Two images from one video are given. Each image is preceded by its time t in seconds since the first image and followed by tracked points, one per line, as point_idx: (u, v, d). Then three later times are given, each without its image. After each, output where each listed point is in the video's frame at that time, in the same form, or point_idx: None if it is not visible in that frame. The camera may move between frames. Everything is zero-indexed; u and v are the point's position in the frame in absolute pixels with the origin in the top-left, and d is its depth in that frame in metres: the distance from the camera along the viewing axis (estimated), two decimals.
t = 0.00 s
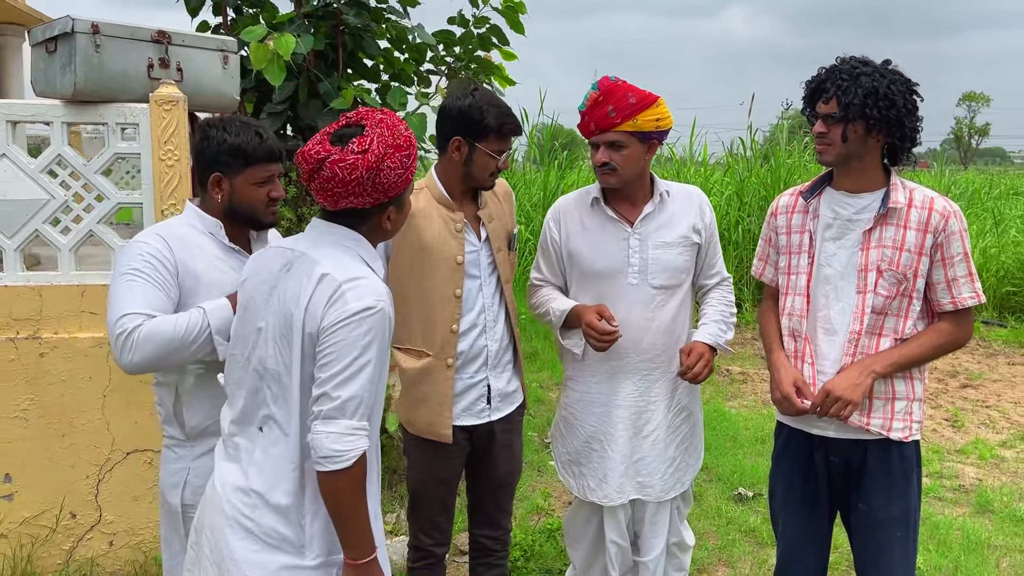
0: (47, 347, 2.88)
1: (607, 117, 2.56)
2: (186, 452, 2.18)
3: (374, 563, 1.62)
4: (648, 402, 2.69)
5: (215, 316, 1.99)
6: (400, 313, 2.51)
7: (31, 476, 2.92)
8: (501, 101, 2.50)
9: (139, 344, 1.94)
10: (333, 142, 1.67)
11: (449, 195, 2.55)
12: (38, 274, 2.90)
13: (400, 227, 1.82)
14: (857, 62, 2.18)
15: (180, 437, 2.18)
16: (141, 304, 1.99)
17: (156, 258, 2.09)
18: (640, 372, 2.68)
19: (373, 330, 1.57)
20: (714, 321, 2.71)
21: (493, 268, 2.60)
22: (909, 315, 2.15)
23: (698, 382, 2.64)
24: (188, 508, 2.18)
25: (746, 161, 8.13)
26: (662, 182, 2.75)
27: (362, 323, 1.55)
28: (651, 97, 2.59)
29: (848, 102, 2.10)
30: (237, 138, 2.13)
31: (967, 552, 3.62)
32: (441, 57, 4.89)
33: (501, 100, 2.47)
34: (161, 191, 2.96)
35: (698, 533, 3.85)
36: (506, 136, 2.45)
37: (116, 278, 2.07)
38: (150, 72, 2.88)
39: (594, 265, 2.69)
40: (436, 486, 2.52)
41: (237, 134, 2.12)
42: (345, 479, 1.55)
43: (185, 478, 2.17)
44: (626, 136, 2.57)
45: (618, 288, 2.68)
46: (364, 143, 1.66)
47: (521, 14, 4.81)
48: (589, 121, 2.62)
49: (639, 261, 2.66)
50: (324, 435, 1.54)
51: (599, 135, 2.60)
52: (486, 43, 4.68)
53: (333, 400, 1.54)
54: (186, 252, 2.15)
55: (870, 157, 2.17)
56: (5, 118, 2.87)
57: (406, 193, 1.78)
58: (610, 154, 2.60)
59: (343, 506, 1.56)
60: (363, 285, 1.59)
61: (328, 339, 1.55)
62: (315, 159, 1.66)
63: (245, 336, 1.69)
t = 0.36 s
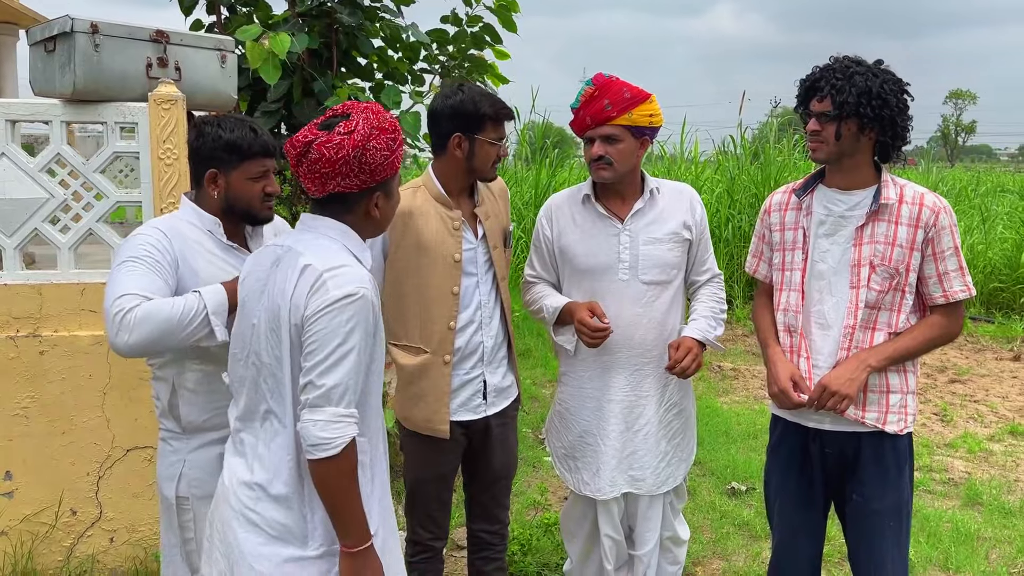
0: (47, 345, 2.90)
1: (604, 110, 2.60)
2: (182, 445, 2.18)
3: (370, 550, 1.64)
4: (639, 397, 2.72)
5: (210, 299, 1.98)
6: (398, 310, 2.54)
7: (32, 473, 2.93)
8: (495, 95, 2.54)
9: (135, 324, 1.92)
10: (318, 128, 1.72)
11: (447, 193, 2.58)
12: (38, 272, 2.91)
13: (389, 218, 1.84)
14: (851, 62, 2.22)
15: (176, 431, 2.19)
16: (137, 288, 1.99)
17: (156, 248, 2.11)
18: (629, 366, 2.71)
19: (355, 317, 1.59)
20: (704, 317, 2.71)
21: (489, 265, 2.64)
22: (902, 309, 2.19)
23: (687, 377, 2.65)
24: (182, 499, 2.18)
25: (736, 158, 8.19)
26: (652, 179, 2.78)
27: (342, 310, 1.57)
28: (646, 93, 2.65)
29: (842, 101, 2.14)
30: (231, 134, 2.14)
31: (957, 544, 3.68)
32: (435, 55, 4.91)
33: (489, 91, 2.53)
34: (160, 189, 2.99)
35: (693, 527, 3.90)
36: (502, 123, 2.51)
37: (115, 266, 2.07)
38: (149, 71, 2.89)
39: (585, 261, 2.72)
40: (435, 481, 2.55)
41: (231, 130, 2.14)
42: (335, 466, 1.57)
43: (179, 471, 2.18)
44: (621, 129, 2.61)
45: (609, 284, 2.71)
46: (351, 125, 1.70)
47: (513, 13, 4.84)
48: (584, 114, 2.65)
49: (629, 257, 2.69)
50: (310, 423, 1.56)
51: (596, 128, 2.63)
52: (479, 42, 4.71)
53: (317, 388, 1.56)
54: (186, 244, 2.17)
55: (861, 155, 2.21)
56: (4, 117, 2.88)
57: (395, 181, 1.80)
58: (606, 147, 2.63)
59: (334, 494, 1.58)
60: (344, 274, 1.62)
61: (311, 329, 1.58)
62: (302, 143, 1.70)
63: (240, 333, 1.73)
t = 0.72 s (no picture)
0: (49, 346, 2.90)
1: (618, 101, 2.62)
2: (184, 447, 2.18)
3: (343, 540, 1.62)
4: (634, 394, 2.70)
5: (216, 304, 1.99)
6: (405, 311, 2.54)
7: (35, 474, 2.93)
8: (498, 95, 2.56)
9: (143, 338, 1.92)
10: (293, 123, 1.76)
11: (452, 193, 2.59)
12: (40, 274, 2.91)
13: (370, 213, 1.84)
14: (853, 63, 2.23)
15: (177, 433, 2.19)
16: (143, 298, 1.99)
17: (159, 255, 2.10)
18: (629, 364, 2.70)
19: (308, 298, 1.59)
20: (704, 319, 2.69)
21: (494, 264, 2.65)
22: (903, 308, 2.21)
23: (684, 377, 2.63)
24: (184, 501, 2.17)
25: (732, 156, 8.21)
26: (652, 179, 2.79)
27: (293, 292, 1.58)
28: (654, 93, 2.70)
29: (846, 103, 2.16)
30: (235, 135, 2.15)
31: (955, 540, 3.71)
32: (432, 55, 4.92)
33: (488, 89, 2.55)
34: (162, 190, 2.99)
35: (693, 524, 3.92)
36: (503, 119, 2.54)
37: (119, 276, 2.07)
38: (150, 72, 2.88)
39: (582, 256, 2.72)
40: (439, 480, 2.56)
41: (235, 132, 2.15)
42: (294, 450, 1.57)
43: (182, 473, 2.18)
44: (632, 120, 2.62)
45: (606, 280, 2.70)
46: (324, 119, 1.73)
47: (511, 13, 4.85)
48: (597, 105, 2.67)
49: (627, 252, 2.69)
50: (267, 406, 1.57)
51: (607, 118, 2.63)
52: (477, 41, 4.72)
53: (273, 371, 1.58)
54: (189, 250, 2.17)
55: (863, 155, 2.23)
56: (6, 118, 2.88)
57: (373, 176, 1.81)
58: (617, 136, 2.63)
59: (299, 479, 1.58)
60: (299, 257, 1.63)
61: (267, 313, 1.60)
62: (276, 138, 1.74)
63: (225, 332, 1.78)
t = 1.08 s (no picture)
0: (53, 349, 2.90)
1: (625, 101, 2.62)
2: (190, 453, 2.16)
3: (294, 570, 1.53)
4: (629, 395, 2.69)
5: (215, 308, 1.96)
6: (414, 314, 2.55)
7: (38, 477, 2.93)
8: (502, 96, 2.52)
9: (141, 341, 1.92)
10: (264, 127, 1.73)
11: (460, 195, 2.58)
12: (43, 276, 2.92)
13: (326, 227, 1.69)
14: (860, 65, 2.24)
15: (185, 438, 2.18)
16: (143, 301, 1.98)
17: (160, 257, 2.09)
18: (628, 364, 2.68)
19: (256, 312, 1.49)
20: (703, 322, 2.67)
21: (503, 265, 2.64)
22: (907, 309, 2.21)
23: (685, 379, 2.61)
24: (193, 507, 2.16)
25: (732, 156, 8.21)
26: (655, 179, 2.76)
27: (238, 307, 1.49)
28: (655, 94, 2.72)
29: (856, 105, 2.16)
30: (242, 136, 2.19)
31: (958, 540, 3.71)
32: (433, 56, 4.93)
33: (486, 87, 2.56)
34: (165, 193, 2.98)
35: (695, 525, 3.92)
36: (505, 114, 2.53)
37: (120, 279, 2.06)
38: (152, 74, 2.91)
39: (581, 256, 2.72)
40: (443, 483, 2.55)
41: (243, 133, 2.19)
42: (239, 474, 1.48)
43: (189, 478, 2.17)
44: (638, 121, 2.63)
45: (603, 279, 2.70)
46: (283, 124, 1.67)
47: (512, 13, 4.86)
48: (603, 105, 2.66)
49: (625, 252, 2.68)
50: (212, 428, 1.48)
51: (613, 117, 2.63)
52: (478, 42, 4.72)
53: (218, 391, 1.49)
54: (190, 252, 2.15)
55: (870, 157, 2.23)
56: (8, 121, 2.87)
57: (328, 187, 1.66)
58: (623, 136, 2.63)
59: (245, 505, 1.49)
60: (249, 269, 1.53)
61: (213, 329, 1.51)
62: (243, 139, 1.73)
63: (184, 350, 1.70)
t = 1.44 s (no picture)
0: (57, 350, 2.90)
1: (608, 102, 2.63)
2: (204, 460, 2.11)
3: None
4: (630, 395, 2.67)
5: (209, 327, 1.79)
6: (422, 316, 2.54)
7: (43, 478, 2.94)
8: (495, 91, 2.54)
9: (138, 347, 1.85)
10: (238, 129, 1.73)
11: (467, 195, 2.58)
12: (47, 277, 2.93)
13: (260, 228, 1.60)
14: (870, 65, 2.23)
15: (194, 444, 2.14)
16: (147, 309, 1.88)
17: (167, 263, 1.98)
18: (623, 365, 2.67)
19: (185, 334, 1.42)
20: (707, 329, 2.63)
21: (509, 265, 2.65)
22: (914, 312, 2.17)
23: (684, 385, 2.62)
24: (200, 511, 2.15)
25: (737, 155, 8.19)
26: (660, 179, 2.73)
27: (169, 328, 1.41)
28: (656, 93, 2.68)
29: (869, 105, 2.15)
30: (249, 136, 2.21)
31: (963, 542, 3.69)
32: (437, 56, 4.93)
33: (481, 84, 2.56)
34: (168, 194, 2.96)
35: (700, 527, 3.90)
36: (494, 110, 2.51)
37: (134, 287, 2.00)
38: (156, 76, 2.94)
39: (585, 256, 2.71)
40: (448, 485, 2.55)
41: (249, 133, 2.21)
42: (156, 507, 1.39)
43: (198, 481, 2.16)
44: (619, 121, 2.60)
45: (603, 282, 2.69)
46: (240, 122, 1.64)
47: (516, 13, 4.85)
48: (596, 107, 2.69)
49: (625, 255, 2.65)
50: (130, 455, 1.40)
51: (598, 119, 2.66)
52: (482, 42, 4.73)
53: (140, 415, 1.41)
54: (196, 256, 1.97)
55: (878, 157, 2.23)
56: (12, 122, 2.87)
57: (262, 187, 1.57)
58: (603, 138, 2.64)
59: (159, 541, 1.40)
60: (187, 287, 1.47)
61: (144, 350, 1.44)
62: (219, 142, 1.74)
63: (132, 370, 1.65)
